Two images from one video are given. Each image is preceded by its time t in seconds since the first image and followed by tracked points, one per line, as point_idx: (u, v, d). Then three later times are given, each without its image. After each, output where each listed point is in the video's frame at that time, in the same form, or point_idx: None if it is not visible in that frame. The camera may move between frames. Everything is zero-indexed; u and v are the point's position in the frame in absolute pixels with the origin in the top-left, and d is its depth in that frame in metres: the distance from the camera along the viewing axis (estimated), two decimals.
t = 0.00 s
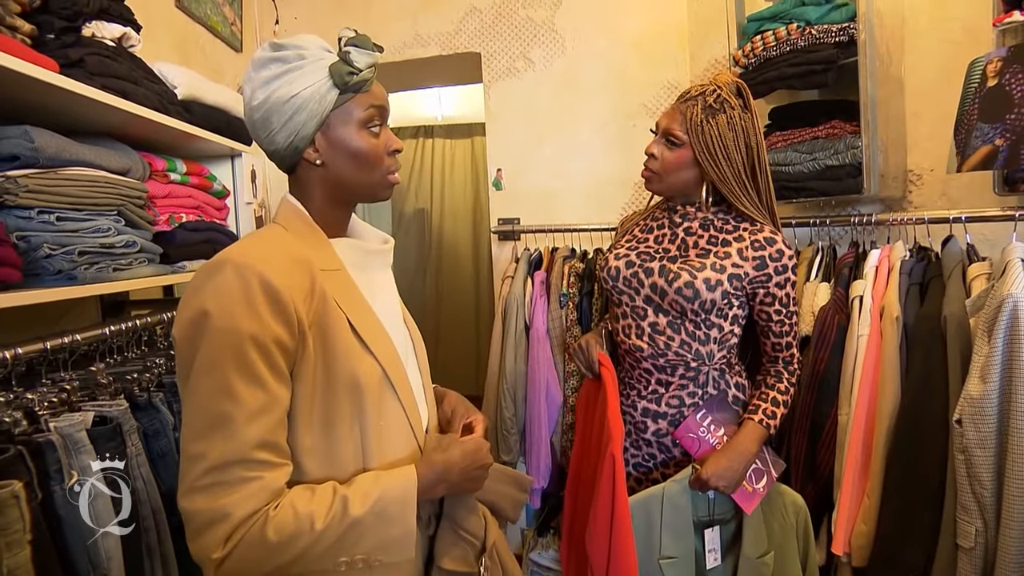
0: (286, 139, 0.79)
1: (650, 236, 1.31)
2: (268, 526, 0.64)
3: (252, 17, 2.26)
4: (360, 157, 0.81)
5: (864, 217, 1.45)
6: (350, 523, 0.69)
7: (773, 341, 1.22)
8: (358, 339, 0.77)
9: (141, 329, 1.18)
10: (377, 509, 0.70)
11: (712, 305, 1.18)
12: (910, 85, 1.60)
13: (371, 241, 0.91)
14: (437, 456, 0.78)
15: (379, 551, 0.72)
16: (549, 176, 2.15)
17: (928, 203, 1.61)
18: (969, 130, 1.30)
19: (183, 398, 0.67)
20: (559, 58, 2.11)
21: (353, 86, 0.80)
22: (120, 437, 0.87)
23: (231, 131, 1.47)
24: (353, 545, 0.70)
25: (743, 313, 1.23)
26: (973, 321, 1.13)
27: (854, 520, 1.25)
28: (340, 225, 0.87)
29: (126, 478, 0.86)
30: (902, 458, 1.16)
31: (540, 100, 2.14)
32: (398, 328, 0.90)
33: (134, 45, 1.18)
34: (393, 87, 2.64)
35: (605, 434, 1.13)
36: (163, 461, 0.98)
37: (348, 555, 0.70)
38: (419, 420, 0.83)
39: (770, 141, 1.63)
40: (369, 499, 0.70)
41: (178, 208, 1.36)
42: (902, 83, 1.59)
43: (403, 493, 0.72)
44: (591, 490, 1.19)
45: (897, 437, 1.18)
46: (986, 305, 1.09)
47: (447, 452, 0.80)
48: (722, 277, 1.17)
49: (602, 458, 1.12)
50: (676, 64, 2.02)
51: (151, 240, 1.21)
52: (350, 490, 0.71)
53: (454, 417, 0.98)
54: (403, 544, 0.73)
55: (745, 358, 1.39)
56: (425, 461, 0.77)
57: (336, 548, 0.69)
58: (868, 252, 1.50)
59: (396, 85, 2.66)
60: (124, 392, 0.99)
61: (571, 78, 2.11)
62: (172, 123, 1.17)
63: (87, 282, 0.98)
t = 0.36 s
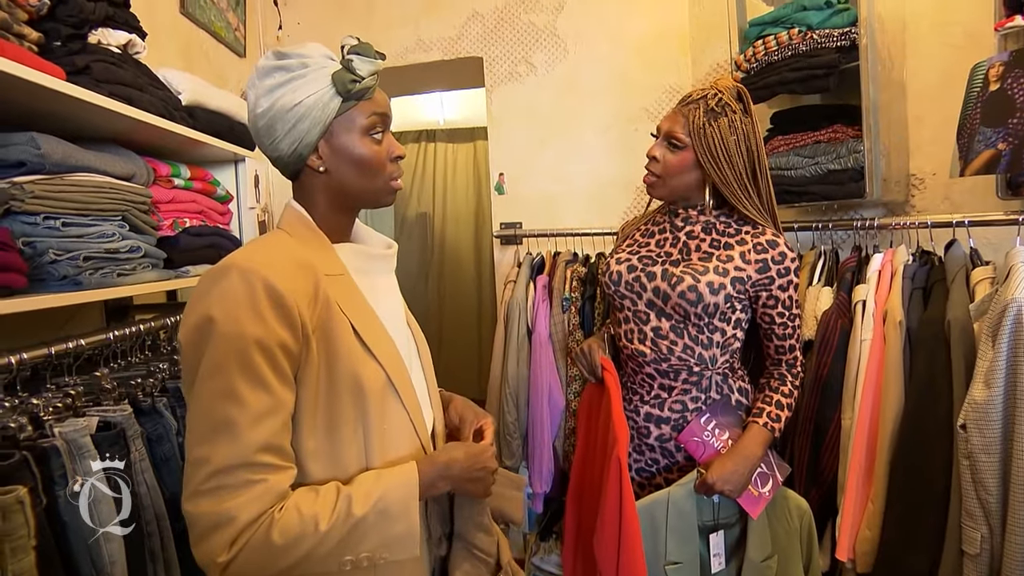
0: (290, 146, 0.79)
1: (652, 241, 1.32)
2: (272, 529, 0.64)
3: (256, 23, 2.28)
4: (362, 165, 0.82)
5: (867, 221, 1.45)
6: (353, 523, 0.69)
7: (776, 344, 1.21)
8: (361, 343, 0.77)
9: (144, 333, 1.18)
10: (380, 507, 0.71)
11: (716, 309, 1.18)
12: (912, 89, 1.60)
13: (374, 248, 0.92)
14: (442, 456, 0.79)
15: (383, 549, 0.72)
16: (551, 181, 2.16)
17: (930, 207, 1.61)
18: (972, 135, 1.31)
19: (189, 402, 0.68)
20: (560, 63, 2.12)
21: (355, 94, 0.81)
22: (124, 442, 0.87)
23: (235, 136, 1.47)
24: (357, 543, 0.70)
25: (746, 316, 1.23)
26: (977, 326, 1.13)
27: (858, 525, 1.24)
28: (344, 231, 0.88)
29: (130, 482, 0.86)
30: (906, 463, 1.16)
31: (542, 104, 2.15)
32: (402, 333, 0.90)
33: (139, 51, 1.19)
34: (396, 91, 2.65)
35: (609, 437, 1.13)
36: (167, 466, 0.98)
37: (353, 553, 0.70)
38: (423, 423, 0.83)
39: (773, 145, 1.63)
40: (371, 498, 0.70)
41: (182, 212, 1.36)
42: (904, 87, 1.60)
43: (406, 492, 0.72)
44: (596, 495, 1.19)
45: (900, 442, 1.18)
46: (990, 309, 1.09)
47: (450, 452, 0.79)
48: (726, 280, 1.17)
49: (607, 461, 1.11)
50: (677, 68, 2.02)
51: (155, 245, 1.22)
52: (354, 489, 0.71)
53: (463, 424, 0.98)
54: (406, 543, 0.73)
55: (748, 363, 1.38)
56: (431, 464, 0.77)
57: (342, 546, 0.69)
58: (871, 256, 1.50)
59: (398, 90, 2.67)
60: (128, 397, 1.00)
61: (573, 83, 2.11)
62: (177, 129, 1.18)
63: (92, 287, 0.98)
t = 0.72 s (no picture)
0: (294, 157, 0.80)
1: (652, 249, 1.32)
2: (272, 538, 0.64)
3: (256, 34, 2.29)
4: (365, 177, 0.82)
5: (866, 228, 1.45)
6: (355, 531, 0.68)
7: (777, 352, 1.21)
8: (363, 352, 0.77)
9: (142, 344, 1.18)
10: (382, 514, 0.70)
11: (717, 316, 1.18)
12: (910, 96, 1.61)
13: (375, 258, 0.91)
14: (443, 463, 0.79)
15: (384, 555, 0.71)
16: (550, 189, 2.16)
17: (929, 214, 1.61)
18: (970, 141, 1.31)
19: (192, 411, 0.67)
20: (559, 71, 2.13)
21: (358, 107, 0.81)
22: (123, 453, 0.87)
23: (235, 146, 1.47)
24: (357, 550, 0.69)
25: (747, 324, 1.23)
26: (979, 332, 1.13)
27: (862, 535, 1.23)
28: (347, 240, 0.87)
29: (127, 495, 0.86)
30: (910, 471, 1.15)
31: (541, 113, 2.16)
32: (404, 343, 0.90)
33: (140, 63, 1.19)
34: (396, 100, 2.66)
35: (609, 445, 1.13)
36: (165, 477, 0.97)
37: (353, 559, 0.70)
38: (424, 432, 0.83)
39: (771, 152, 1.64)
40: (373, 507, 0.70)
41: (181, 222, 1.36)
42: (902, 93, 1.60)
43: (408, 500, 0.72)
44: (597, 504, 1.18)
45: (903, 449, 1.17)
46: (992, 317, 1.09)
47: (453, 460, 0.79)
48: (727, 288, 1.17)
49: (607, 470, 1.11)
50: (676, 76, 2.03)
51: (155, 255, 1.22)
52: (356, 497, 0.70)
53: (469, 434, 0.98)
54: (408, 553, 0.72)
55: (749, 371, 1.38)
56: (432, 472, 0.76)
57: (341, 554, 0.69)
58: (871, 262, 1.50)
59: (397, 99, 2.68)
60: (127, 409, 0.99)
61: (572, 92, 2.12)
62: (177, 139, 1.18)
63: (91, 298, 0.98)
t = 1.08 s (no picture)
0: (305, 151, 0.79)
1: (657, 246, 1.32)
2: (280, 536, 0.64)
3: (258, 34, 2.29)
4: (374, 177, 0.82)
5: (873, 222, 1.44)
6: (363, 529, 0.68)
7: (784, 348, 1.21)
8: (369, 351, 0.77)
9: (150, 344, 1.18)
10: (390, 512, 0.71)
11: (723, 313, 1.17)
12: (916, 88, 1.60)
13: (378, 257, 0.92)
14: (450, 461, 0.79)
15: (392, 552, 0.71)
16: (554, 186, 2.16)
17: (936, 207, 1.60)
18: (978, 133, 1.30)
19: (201, 410, 0.67)
20: (562, 67, 2.12)
21: (373, 110, 0.81)
22: (132, 453, 0.87)
23: (240, 146, 1.48)
24: (366, 546, 0.69)
25: (753, 320, 1.22)
26: (988, 325, 1.12)
27: (871, 531, 1.23)
28: (352, 238, 0.87)
29: (137, 495, 0.86)
30: (919, 465, 1.15)
31: (544, 110, 2.15)
32: (409, 342, 0.90)
33: (145, 64, 1.19)
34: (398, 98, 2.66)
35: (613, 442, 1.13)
36: (174, 477, 0.98)
37: (361, 556, 0.70)
38: (431, 431, 0.83)
39: (776, 147, 1.63)
40: (381, 505, 0.70)
41: (188, 222, 1.37)
42: (907, 86, 1.59)
43: (416, 498, 0.72)
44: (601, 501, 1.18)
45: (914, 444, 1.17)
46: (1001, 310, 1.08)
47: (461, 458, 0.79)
48: (733, 284, 1.17)
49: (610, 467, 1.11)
50: (679, 71, 2.02)
51: (162, 255, 1.22)
52: (364, 495, 0.71)
53: (474, 431, 0.99)
54: (416, 550, 0.73)
55: (755, 368, 1.38)
56: (439, 469, 0.76)
57: (349, 551, 0.69)
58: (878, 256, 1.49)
59: (400, 98, 2.68)
60: (136, 409, 1.00)
61: (575, 88, 2.12)
62: (182, 140, 1.18)
63: (99, 299, 0.98)
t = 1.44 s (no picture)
0: (306, 156, 0.79)
1: (662, 248, 1.32)
2: (283, 541, 0.64)
3: (263, 39, 2.30)
4: (376, 178, 0.82)
5: (880, 223, 1.43)
6: (366, 535, 0.68)
7: (792, 350, 1.20)
8: (375, 354, 0.77)
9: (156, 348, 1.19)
10: (394, 519, 0.70)
11: (729, 315, 1.17)
12: (921, 88, 1.60)
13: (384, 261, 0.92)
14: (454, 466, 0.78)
15: (396, 560, 0.71)
16: (559, 188, 2.16)
17: (943, 207, 1.60)
18: (985, 133, 1.30)
19: (207, 413, 0.67)
20: (566, 69, 2.12)
21: (371, 111, 0.81)
22: (138, 457, 0.87)
23: (245, 150, 1.48)
24: (368, 554, 0.69)
25: (760, 322, 1.22)
26: (998, 326, 1.11)
27: (881, 533, 1.22)
28: (357, 241, 0.88)
29: (143, 498, 0.86)
30: (928, 468, 1.14)
31: (548, 112, 2.15)
32: (415, 345, 0.90)
33: (151, 69, 1.19)
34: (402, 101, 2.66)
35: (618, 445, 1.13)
36: (181, 480, 0.98)
37: (364, 563, 0.69)
38: (437, 434, 0.83)
39: (781, 148, 1.63)
40: (385, 511, 0.70)
41: (193, 226, 1.37)
42: (913, 86, 1.59)
43: (420, 504, 0.72)
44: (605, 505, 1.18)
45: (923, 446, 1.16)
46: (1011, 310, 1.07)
47: (466, 464, 0.79)
48: (738, 286, 1.16)
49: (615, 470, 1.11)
50: (683, 73, 2.02)
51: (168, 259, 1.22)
52: (368, 501, 0.70)
53: (477, 441, 0.99)
54: (420, 557, 0.72)
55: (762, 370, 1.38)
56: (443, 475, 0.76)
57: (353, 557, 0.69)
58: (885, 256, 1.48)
59: (404, 101, 2.68)
60: (143, 413, 1.01)
61: (578, 90, 2.11)
62: (189, 144, 1.18)
63: (106, 303, 0.99)
